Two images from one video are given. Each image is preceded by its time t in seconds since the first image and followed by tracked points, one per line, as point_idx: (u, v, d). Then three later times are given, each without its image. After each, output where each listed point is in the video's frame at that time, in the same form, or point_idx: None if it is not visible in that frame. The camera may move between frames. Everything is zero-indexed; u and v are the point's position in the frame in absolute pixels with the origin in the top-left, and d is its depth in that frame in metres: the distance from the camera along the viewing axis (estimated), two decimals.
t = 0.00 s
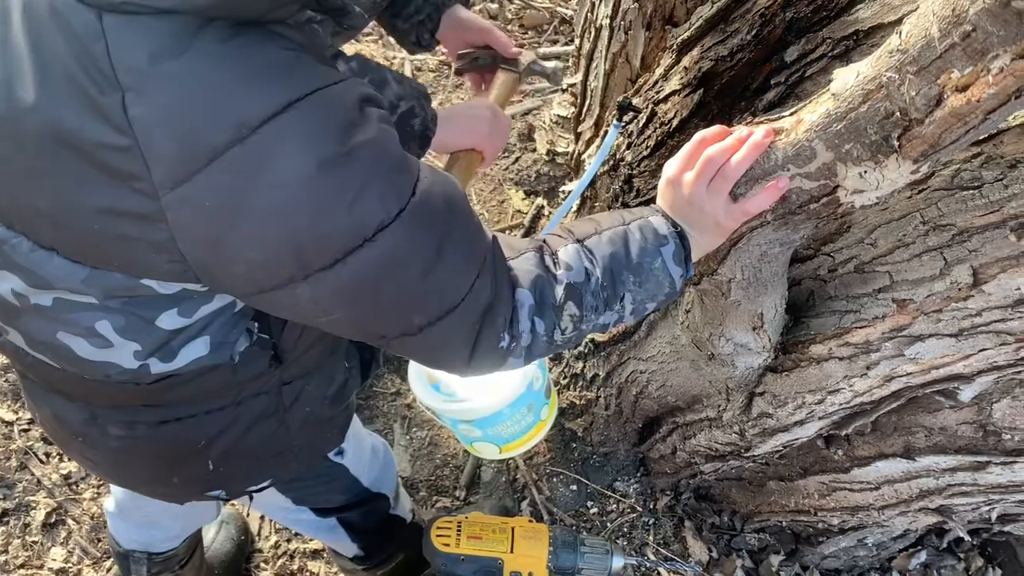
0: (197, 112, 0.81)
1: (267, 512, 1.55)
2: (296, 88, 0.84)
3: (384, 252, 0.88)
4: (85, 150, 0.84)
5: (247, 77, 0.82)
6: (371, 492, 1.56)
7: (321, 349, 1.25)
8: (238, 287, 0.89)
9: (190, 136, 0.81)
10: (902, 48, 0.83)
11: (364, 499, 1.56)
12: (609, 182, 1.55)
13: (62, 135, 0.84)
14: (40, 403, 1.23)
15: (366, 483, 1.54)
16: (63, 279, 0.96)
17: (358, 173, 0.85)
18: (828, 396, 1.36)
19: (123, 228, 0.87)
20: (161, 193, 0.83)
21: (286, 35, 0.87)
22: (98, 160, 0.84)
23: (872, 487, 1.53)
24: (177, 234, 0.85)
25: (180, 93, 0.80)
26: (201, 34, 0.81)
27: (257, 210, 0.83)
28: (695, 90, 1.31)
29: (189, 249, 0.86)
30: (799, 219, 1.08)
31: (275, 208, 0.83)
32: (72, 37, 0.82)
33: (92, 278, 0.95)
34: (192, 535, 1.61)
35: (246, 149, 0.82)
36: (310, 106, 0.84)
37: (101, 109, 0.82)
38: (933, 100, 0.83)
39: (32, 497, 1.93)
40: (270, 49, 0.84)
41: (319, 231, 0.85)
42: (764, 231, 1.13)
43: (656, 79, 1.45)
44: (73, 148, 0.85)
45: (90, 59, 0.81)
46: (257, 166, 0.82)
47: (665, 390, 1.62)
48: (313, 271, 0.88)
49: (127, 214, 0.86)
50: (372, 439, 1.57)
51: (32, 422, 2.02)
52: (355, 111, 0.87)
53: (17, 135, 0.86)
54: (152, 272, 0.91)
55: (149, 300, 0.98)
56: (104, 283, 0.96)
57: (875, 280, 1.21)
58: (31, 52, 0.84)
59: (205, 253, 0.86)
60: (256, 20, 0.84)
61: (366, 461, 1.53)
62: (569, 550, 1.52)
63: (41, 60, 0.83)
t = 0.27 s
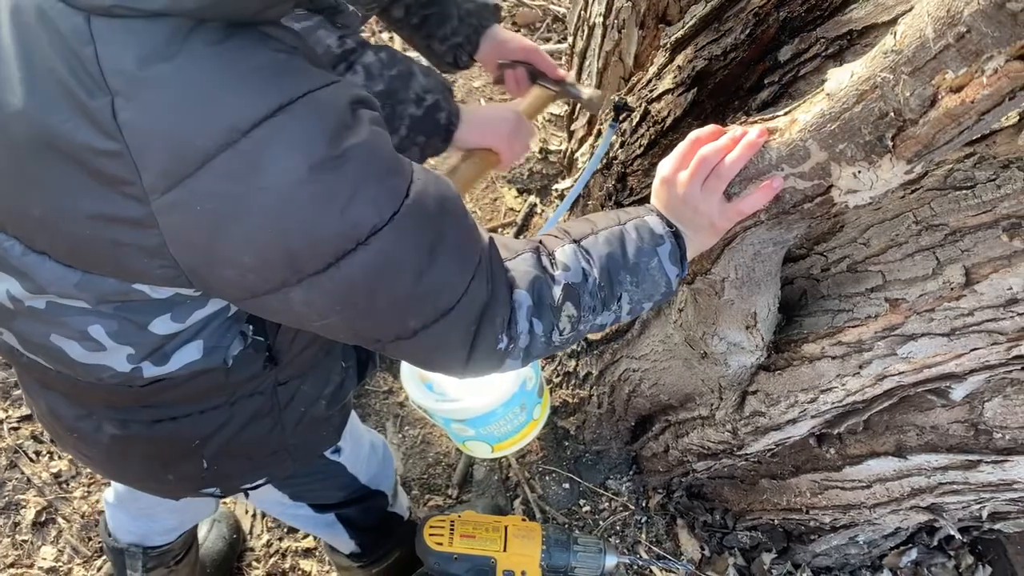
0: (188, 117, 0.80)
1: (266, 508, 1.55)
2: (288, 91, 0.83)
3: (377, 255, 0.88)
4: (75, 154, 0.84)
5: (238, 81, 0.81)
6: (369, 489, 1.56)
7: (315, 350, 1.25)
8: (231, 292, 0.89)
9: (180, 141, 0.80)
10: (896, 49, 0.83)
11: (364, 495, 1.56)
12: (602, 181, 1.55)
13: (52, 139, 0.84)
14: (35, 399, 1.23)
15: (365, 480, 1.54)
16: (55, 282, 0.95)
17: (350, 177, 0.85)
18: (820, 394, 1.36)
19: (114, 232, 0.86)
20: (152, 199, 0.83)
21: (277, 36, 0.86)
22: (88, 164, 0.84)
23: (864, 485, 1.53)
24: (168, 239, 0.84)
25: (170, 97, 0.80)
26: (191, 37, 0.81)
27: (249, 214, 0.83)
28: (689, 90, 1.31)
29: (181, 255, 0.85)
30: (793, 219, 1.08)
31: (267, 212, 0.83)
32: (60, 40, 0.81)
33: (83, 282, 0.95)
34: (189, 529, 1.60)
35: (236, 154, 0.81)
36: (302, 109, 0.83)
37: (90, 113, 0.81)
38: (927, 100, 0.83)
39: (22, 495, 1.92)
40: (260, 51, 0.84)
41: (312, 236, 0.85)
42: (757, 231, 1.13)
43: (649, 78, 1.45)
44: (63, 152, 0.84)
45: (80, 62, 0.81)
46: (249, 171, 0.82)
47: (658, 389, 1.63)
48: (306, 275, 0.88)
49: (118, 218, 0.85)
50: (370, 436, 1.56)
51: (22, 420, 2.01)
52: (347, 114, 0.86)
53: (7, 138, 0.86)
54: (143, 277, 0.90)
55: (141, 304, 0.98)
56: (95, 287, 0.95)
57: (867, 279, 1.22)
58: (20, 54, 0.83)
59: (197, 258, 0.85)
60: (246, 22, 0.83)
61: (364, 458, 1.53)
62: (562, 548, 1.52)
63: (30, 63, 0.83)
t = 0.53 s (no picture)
0: (186, 117, 0.80)
1: (262, 508, 1.54)
2: (285, 92, 0.83)
3: (375, 256, 0.88)
4: (72, 154, 0.84)
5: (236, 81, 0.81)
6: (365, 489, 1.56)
7: (311, 350, 1.24)
8: (228, 292, 0.89)
9: (177, 141, 0.80)
10: (891, 49, 0.83)
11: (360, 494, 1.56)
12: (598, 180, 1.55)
13: (49, 139, 0.84)
14: (32, 398, 1.23)
15: (361, 480, 1.54)
16: (52, 282, 0.95)
17: (348, 178, 0.85)
18: (816, 393, 1.36)
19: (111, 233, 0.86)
20: (149, 199, 0.82)
21: (275, 37, 0.87)
22: (85, 164, 0.83)
23: (859, 483, 1.54)
24: (165, 240, 0.84)
25: (168, 97, 0.80)
26: (188, 37, 0.81)
27: (246, 215, 0.83)
28: (683, 90, 1.32)
29: (178, 255, 0.85)
30: (788, 218, 1.09)
31: (265, 212, 0.83)
32: (58, 40, 0.81)
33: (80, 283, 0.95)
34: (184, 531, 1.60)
35: (232, 156, 0.81)
36: (299, 109, 0.83)
37: (88, 114, 0.81)
38: (922, 100, 0.83)
39: (17, 498, 1.91)
40: (258, 52, 0.84)
41: (310, 236, 0.85)
42: (753, 230, 1.13)
43: (644, 78, 1.44)
44: (60, 152, 0.84)
45: (77, 62, 0.81)
46: (244, 172, 0.82)
47: (654, 388, 1.63)
48: (304, 276, 0.87)
49: (114, 219, 0.85)
50: (365, 436, 1.56)
51: (16, 422, 2.00)
52: (345, 114, 0.86)
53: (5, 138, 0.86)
54: (140, 279, 0.90)
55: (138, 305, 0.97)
56: (92, 287, 0.95)
57: (862, 278, 1.22)
58: (17, 55, 0.83)
59: (194, 260, 0.85)
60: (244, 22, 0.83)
61: (360, 459, 1.52)
62: (559, 547, 1.52)
63: (28, 63, 0.83)
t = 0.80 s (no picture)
0: (184, 120, 0.80)
1: (262, 511, 1.55)
2: (283, 95, 0.83)
3: (374, 258, 0.89)
4: (71, 158, 0.84)
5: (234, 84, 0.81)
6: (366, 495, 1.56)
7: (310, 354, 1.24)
8: (226, 296, 0.89)
9: (176, 144, 0.81)
10: (884, 51, 0.84)
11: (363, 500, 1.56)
12: (594, 183, 1.56)
13: (49, 143, 0.84)
14: (32, 402, 1.23)
15: (361, 484, 1.54)
16: (52, 286, 0.95)
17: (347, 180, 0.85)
18: (814, 393, 1.37)
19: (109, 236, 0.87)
20: (149, 202, 0.83)
21: (272, 40, 0.87)
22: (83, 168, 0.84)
23: (858, 482, 1.54)
24: (164, 243, 0.85)
25: (166, 100, 0.80)
26: (185, 41, 0.81)
27: (245, 217, 0.83)
28: (678, 92, 1.32)
29: (177, 258, 0.85)
30: (784, 219, 1.09)
31: (264, 215, 0.83)
32: (56, 45, 0.81)
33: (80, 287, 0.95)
34: (186, 536, 1.60)
35: (230, 159, 0.82)
36: (297, 112, 0.83)
37: (86, 118, 0.81)
38: (915, 101, 0.84)
39: (17, 506, 1.91)
40: (255, 56, 0.84)
41: (309, 239, 0.85)
42: (749, 231, 1.14)
43: (639, 80, 1.46)
44: (59, 156, 0.84)
45: (75, 66, 0.81)
46: (242, 175, 0.82)
47: (653, 390, 1.64)
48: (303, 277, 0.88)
49: (112, 223, 0.85)
50: (366, 439, 1.56)
51: (15, 431, 2.00)
52: (342, 118, 0.87)
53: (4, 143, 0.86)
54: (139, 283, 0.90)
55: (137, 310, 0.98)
56: (91, 291, 0.95)
57: (859, 278, 1.22)
58: (15, 60, 0.83)
59: (192, 263, 0.86)
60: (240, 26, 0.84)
61: (361, 463, 1.53)
62: (560, 550, 1.53)
63: (26, 69, 0.83)
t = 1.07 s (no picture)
0: (180, 133, 0.81)
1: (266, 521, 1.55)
2: (280, 109, 0.84)
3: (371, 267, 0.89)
4: (72, 173, 0.85)
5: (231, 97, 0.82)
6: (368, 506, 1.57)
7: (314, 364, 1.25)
8: (227, 309, 0.90)
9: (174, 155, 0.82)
10: (875, 57, 0.85)
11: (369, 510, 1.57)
12: (593, 190, 1.58)
13: (50, 160, 0.85)
14: (35, 415, 1.24)
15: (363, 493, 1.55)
16: (53, 301, 0.96)
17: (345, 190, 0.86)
18: (814, 396, 1.37)
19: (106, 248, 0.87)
20: (149, 214, 0.84)
21: (269, 54, 0.87)
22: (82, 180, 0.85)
23: (860, 484, 1.55)
24: (164, 257, 0.85)
25: (164, 114, 0.81)
26: (182, 57, 0.82)
27: (243, 228, 0.84)
28: (674, 98, 1.32)
29: (177, 271, 0.86)
30: (780, 224, 1.10)
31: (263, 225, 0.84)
32: (55, 60, 0.82)
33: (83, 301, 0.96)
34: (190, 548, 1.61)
35: (229, 175, 0.82)
36: (294, 126, 0.84)
37: (87, 135, 0.82)
38: (907, 106, 0.85)
39: (21, 521, 1.91)
40: (252, 70, 0.85)
41: (305, 248, 0.86)
42: (746, 236, 1.14)
43: (633, 88, 1.47)
44: (58, 170, 0.85)
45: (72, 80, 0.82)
46: (241, 190, 0.83)
47: (653, 395, 1.64)
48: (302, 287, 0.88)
49: (112, 238, 0.86)
50: (368, 449, 1.56)
51: (19, 445, 2.00)
52: (339, 130, 0.87)
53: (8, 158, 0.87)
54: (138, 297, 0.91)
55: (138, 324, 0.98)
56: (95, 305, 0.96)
57: (857, 281, 1.23)
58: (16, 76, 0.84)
59: (193, 277, 0.86)
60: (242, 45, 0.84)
61: (363, 473, 1.53)
62: (563, 557, 1.54)
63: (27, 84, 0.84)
